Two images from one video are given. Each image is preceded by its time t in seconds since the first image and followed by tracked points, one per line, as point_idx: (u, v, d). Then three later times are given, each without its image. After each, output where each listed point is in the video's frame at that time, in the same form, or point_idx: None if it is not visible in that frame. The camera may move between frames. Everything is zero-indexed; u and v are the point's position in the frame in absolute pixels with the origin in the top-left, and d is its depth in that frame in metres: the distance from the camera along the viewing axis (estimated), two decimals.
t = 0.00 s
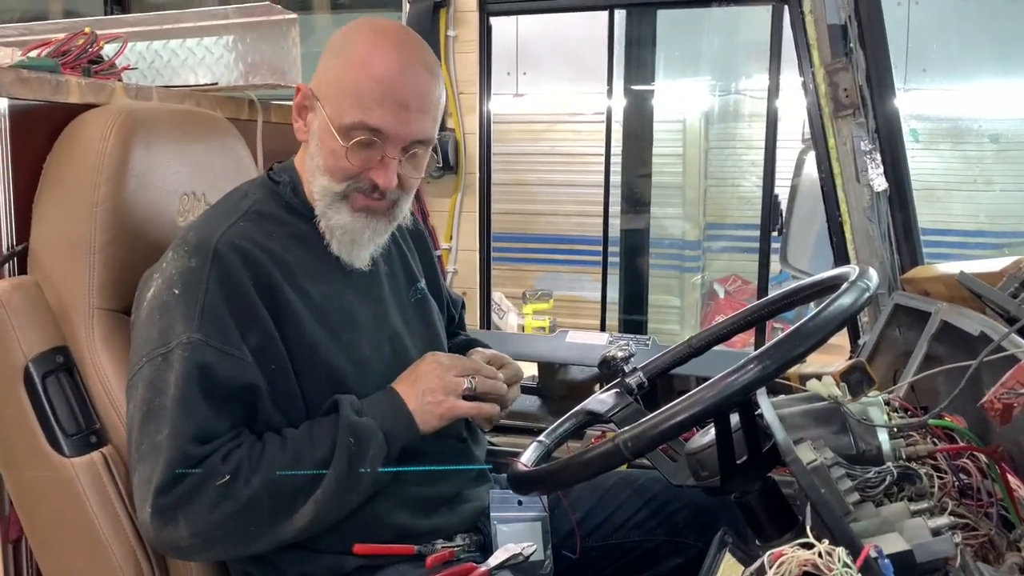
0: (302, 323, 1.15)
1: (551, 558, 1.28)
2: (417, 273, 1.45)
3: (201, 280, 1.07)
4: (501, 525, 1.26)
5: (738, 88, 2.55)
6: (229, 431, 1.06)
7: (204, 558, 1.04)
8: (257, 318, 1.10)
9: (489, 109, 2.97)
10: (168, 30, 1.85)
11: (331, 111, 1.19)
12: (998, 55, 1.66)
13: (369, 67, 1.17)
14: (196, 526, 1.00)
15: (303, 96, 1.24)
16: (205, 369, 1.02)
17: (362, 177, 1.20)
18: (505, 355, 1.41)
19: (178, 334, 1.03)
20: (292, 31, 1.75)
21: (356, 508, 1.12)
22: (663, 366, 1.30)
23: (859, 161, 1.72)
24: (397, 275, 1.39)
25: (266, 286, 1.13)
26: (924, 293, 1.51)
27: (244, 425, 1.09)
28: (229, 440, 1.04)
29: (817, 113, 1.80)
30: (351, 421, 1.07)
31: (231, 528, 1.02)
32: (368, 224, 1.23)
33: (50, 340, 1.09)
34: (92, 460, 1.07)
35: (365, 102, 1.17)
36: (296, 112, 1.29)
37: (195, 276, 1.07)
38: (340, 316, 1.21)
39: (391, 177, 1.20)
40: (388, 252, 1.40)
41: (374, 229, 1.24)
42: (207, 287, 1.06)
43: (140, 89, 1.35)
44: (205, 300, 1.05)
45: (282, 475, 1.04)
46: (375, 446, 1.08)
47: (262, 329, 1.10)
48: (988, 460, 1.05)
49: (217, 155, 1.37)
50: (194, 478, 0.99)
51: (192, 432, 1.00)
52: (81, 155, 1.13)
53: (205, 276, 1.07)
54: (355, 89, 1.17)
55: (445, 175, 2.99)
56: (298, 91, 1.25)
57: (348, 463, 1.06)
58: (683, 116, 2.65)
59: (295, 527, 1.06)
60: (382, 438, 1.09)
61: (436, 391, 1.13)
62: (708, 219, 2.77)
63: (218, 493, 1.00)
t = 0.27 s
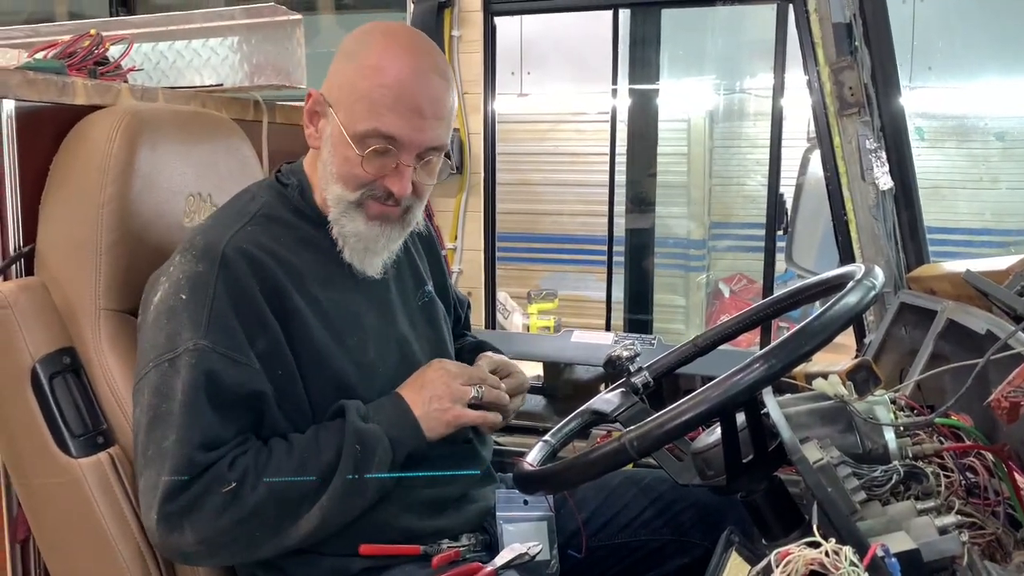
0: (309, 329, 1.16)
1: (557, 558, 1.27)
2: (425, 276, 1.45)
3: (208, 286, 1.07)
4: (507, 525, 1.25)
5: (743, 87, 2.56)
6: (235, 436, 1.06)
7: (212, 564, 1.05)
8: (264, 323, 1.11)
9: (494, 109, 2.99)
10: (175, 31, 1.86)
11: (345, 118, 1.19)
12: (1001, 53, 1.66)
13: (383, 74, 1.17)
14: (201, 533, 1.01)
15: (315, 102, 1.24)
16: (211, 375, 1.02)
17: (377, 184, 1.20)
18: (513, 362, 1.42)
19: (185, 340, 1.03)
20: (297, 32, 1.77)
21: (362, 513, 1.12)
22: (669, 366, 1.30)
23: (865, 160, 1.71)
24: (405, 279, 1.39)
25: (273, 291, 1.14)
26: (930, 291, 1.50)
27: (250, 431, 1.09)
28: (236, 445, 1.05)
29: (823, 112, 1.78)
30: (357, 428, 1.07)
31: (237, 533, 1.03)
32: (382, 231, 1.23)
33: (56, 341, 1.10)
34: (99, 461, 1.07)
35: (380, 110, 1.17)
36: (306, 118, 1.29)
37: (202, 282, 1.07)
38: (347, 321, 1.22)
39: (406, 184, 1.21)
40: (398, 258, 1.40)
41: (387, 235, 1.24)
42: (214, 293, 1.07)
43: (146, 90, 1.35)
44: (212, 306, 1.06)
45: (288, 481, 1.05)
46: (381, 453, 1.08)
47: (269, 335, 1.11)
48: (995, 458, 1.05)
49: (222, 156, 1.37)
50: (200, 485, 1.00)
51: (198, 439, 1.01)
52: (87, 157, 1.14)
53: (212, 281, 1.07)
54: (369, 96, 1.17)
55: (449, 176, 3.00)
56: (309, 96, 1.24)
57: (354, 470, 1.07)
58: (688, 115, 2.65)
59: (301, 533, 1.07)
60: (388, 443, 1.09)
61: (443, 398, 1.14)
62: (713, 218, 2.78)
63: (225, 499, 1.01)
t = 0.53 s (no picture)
0: (316, 328, 1.16)
1: (563, 555, 1.29)
2: (433, 272, 1.45)
3: (215, 286, 1.08)
4: (513, 522, 1.26)
5: (749, 83, 2.53)
6: (243, 435, 1.07)
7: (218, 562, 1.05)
8: (271, 322, 1.11)
9: (499, 106, 3.03)
10: (180, 30, 1.87)
11: (352, 121, 1.19)
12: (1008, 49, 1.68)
13: (391, 78, 1.17)
14: (208, 530, 1.01)
15: (321, 102, 1.24)
16: (218, 374, 1.03)
17: (383, 187, 1.21)
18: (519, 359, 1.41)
19: (192, 339, 1.04)
20: (302, 30, 1.77)
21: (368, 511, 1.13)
22: (675, 363, 1.30)
23: (871, 156, 1.64)
24: (412, 276, 1.40)
25: (280, 290, 1.14)
26: (936, 287, 1.49)
27: (257, 430, 1.10)
28: (242, 444, 1.05)
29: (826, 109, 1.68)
30: (364, 426, 1.08)
31: (245, 531, 1.04)
32: (387, 236, 1.23)
33: (64, 340, 1.11)
34: (107, 458, 1.08)
35: (386, 113, 1.17)
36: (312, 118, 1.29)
37: (209, 281, 1.08)
38: (353, 319, 1.22)
39: (411, 188, 1.21)
40: (405, 254, 1.40)
41: (391, 240, 1.24)
42: (221, 292, 1.08)
43: (152, 89, 1.36)
44: (219, 305, 1.07)
45: (294, 479, 1.05)
46: (388, 451, 1.09)
47: (276, 334, 1.11)
48: (1002, 455, 1.05)
49: (229, 155, 1.38)
50: (207, 484, 1.01)
51: (205, 438, 1.01)
52: (94, 156, 1.15)
53: (219, 280, 1.08)
54: (375, 99, 1.17)
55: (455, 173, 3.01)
56: (316, 97, 1.24)
57: (360, 468, 1.07)
58: (694, 112, 2.64)
59: (307, 531, 1.07)
60: (394, 441, 1.10)
61: (448, 396, 1.14)
62: (720, 215, 2.75)
63: (231, 498, 1.02)
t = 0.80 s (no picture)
0: (325, 319, 1.16)
1: (571, 548, 1.30)
2: (442, 264, 1.45)
3: (225, 276, 1.08)
4: (520, 516, 1.26)
5: (758, 76, 2.50)
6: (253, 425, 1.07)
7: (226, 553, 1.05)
8: (280, 315, 1.12)
9: (506, 99, 2.99)
10: (188, 24, 1.88)
11: (354, 104, 1.20)
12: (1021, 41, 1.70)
13: (391, 59, 1.17)
14: (219, 521, 1.02)
15: (326, 91, 1.25)
16: (227, 365, 1.03)
17: (386, 171, 1.21)
18: (526, 355, 1.41)
19: (201, 329, 1.04)
20: (311, 23, 1.79)
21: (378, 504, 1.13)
22: (683, 357, 1.30)
23: (880, 149, 1.62)
24: (420, 264, 1.40)
25: (288, 282, 1.14)
26: (946, 280, 1.48)
27: (266, 421, 1.10)
28: (252, 435, 1.06)
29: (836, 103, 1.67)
30: (374, 418, 1.09)
31: (257, 523, 1.04)
32: (391, 219, 1.23)
33: (73, 333, 1.11)
34: (116, 453, 1.09)
35: (388, 93, 1.17)
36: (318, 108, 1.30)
37: (218, 272, 1.08)
38: (361, 309, 1.22)
39: (414, 170, 1.21)
40: (411, 244, 1.41)
41: (396, 223, 1.24)
42: (230, 283, 1.07)
43: (160, 83, 1.36)
44: (228, 296, 1.07)
45: (305, 471, 1.05)
46: (399, 443, 1.09)
47: (285, 326, 1.12)
48: (1012, 450, 1.05)
49: (236, 149, 1.38)
50: (216, 475, 1.01)
51: (215, 427, 1.01)
52: (102, 150, 1.15)
53: (228, 271, 1.08)
54: (377, 81, 1.18)
55: (463, 166, 3.01)
56: (320, 83, 1.26)
57: (370, 461, 1.08)
58: (702, 105, 2.61)
59: (317, 523, 1.07)
60: (404, 434, 1.10)
61: (458, 391, 1.14)
62: (728, 208, 2.72)
63: (241, 489, 1.02)
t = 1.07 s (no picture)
0: (325, 301, 1.16)
1: (580, 539, 1.31)
2: (447, 255, 1.45)
3: (219, 260, 1.08)
4: (530, 507, 1.26)
5: (766, 68, 2.48)
6: (240, 404, 1.06)
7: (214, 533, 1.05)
8: (275, 294, 1.10)
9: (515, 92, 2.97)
10: (196, 16, 1.86)
11: (347, 72, 1.27)
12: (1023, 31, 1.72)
13: (379, 24, 1.25)
14: (201, 497, 1.02)
15: (324, 72, 1.34)
16: (211, 342, 1.02)
17: (379, 134, 1.27)
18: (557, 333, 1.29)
19: (195, 312, 1.05)
20: (318, 16, 1.77)
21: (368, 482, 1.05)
22: (692, 349, 1.29)
23: (890, 140, 1.62)
24: (425, 253, 1.40)
25: (286, 262, 1.13)
26: (957, 272, 1.48)
27: (260, 401, 1.08)
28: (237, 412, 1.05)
29: (846, 94, 1.66)
30: (346, 388, 1.02)
31: (237, 499, 1.02)
32: (387, 184, 1.26)
33: (83, 324, 1.11)
34: (127, 443, 1.10)
35: (377, 55, 1.25)
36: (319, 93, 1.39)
37: (216, 255, 1.09)
38: (365, 296, 1.22)
39: (406, 129, 1.27)
40: (416, 233, 1.41)
41: (394, 189, 1.27)
42: (224, 265, 1.08)
43: (168, 75, 1.36)
44: (220, 277, 1.07)
45: (279, 446, 1.01)
46: (371, 413, 1.00)
47: (279, 305, 1.10)
48: None
49: (245, 141, 1.38)
50: (187, 452, 1.01)
51: (193, 404, 1.01)
52: (111, 141, 1.15)
53: (224, 254, 1.09)
54: (368, 47, 1.25)
55: (470, 158, 3.02)
56: (320, 68, 1.35)
57: (343, 434, 1.00)
58: (711, 97, 2.61)
59: (296, 500, 1.02)
60: (377, 403, 1.00)
61: (451, 365, 0.99)
62: (735, 201, 2.72)
63: (214, 462, 1.01)
